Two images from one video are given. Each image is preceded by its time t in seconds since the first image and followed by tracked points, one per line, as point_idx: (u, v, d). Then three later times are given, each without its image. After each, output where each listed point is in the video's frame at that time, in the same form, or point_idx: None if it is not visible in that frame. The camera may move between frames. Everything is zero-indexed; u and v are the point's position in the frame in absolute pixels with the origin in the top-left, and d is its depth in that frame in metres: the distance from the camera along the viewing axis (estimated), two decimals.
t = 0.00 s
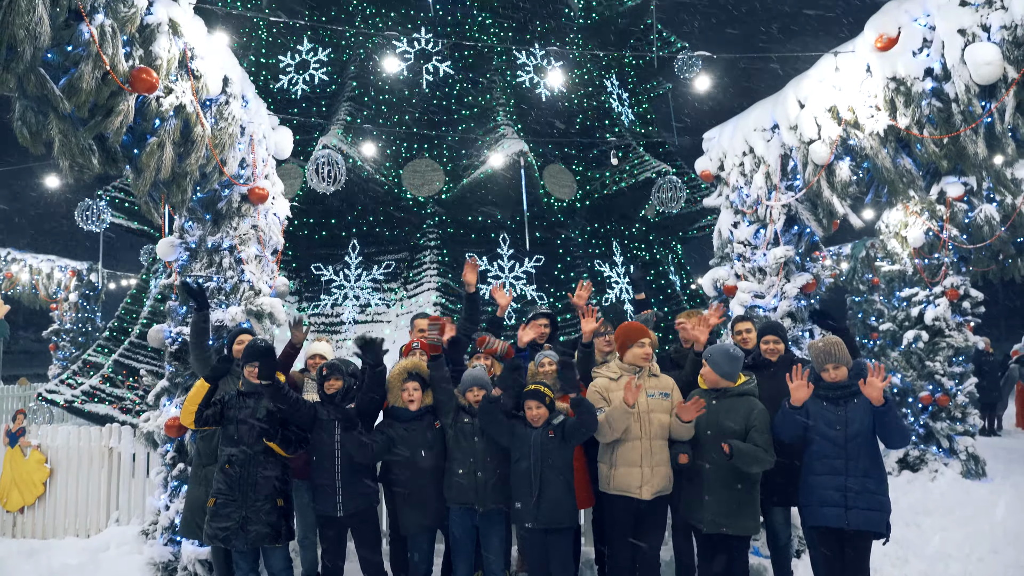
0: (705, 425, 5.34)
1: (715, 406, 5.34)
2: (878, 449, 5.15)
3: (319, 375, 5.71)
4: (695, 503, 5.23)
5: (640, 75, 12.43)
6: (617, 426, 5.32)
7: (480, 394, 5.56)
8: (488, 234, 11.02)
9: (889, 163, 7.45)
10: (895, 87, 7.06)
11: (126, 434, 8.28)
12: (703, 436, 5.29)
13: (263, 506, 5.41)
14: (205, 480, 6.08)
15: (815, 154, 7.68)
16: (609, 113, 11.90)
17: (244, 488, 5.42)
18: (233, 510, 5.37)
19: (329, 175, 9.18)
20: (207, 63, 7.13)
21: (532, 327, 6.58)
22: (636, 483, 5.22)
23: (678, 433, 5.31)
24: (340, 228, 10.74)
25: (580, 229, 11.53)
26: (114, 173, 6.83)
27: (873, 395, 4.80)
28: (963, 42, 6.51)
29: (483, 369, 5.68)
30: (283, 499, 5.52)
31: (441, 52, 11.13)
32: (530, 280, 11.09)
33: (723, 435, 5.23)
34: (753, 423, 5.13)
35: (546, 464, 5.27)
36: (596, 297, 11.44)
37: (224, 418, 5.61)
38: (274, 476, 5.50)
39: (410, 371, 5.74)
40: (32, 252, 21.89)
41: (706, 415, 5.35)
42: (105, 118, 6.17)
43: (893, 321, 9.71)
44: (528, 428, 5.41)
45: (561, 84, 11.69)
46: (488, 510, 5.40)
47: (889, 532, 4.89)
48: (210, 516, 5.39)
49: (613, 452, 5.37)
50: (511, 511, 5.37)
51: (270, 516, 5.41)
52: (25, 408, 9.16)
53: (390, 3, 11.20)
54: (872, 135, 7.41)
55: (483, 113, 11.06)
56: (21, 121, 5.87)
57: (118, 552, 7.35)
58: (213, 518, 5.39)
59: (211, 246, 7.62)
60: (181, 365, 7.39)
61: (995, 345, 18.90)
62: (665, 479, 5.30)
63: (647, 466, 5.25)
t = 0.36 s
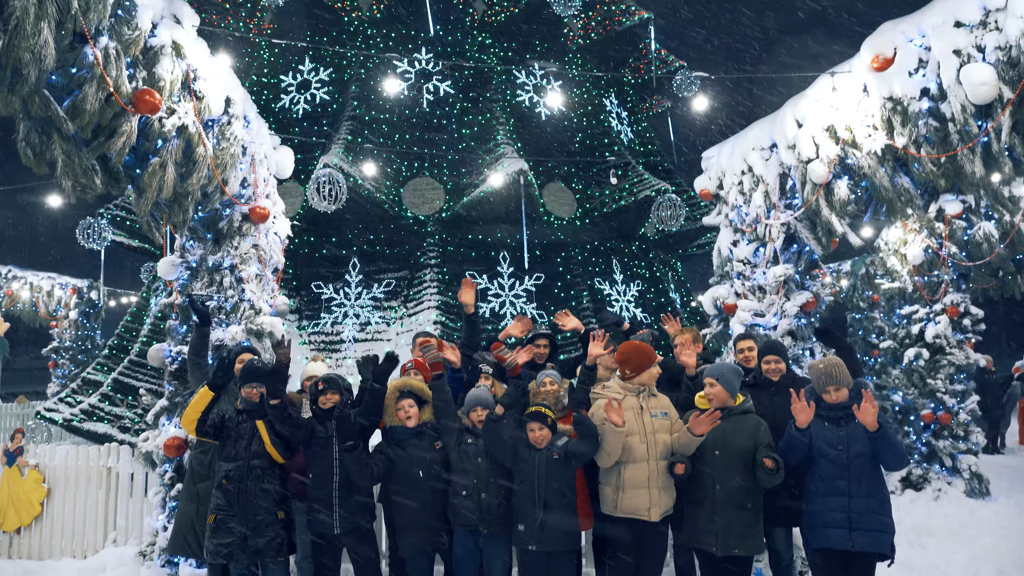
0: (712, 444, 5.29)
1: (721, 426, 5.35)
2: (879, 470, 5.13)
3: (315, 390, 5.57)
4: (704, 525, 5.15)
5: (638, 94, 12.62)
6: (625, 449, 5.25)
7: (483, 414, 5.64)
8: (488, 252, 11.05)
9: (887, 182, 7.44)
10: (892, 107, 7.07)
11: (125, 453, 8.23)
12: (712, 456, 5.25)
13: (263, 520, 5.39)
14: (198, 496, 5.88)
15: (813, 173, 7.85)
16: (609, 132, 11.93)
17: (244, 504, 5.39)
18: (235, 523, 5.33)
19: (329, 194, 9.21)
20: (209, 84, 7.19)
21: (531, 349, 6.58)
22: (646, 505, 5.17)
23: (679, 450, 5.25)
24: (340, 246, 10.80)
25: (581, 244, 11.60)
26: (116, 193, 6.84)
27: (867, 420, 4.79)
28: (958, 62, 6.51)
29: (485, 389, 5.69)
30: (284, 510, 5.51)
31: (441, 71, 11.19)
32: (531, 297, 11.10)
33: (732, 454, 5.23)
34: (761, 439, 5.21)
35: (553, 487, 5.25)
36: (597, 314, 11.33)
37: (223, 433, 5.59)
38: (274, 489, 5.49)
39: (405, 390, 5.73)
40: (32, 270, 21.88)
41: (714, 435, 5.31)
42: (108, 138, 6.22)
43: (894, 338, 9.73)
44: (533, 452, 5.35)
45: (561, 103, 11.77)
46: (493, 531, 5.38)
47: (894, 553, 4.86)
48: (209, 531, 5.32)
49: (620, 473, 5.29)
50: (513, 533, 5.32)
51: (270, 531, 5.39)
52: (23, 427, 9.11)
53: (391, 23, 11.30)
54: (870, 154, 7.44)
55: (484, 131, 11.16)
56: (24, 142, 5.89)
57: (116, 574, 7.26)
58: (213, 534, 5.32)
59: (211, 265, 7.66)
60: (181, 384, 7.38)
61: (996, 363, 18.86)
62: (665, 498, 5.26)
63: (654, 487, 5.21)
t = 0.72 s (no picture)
0: (720, 481, 5.20)
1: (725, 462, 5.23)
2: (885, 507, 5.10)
3: (319, 424, 5.48)
4: (717, 563, 5.08)
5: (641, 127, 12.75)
6: (619, 482, 5.24)
7: (488, 447, 5.59)
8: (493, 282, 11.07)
9: (889, 218, 7.51)
10: (893, 143, 7.15)
11: (126, 485, 8.15)
12: (721, 493, 5.16)
13: (264, 556, 5.35)
14: (192, 530, 5.85)
15: (815, 209, 7.99)
16: (611, 164, 12.12)
17: (244, 539, 5.35)
18: (233, 561, 5.29)
19: (334, 225, 9.27)
20: (219, 118, 7.29)
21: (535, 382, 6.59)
22: (636, 541, 5.08)
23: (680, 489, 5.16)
24: (344, 277, 10.80)
25: (584, 278, 11.53)
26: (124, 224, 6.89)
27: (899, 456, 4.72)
28: (957, 100, 6.52)
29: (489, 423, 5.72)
30: (283, 549, 5.47)
31: (446, 104, 11.34)
32: (534, 328, 11.11)
33: (740, 490, 5.15)
34: (766, 473, 5.17)
35: (557, 522, 5.21)
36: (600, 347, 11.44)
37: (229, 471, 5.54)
38: (274, 527, 5.44)
39: (411, 423, 5.63)
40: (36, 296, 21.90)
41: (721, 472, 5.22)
42: (119, 171, 6.31)
43: (899, 372, 9.70)
44: (536, 486, 5.31)
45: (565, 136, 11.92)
46: (497, 569, 5.34)
47: None
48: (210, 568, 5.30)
49: (613, 506, 5.25)
50: (518, 571, 5.26)
51: (270, 566, 5.35)
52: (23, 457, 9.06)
53: (397, 58, 11.57)
54: (871, 190, 7.53)
55: (488, 163, 11.20)
56: (36, 174, 5.91)
57: None
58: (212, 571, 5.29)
59: (216, 295, 7.70)
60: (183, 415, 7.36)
61: (1003, 396, 18.72)
62: (667, 538, 5.13)
63: (647, 524, 5.12)
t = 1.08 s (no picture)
0: (730, 521, 5.08)
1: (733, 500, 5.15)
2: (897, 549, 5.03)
3: (324, 459, 5.48)
4: None
5: (645, 161, 13.07)
6: (627, 522, 5.15)
7: (495, 486, 5.56)
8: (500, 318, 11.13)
9: (895, 254, 7.51)
10: (898, 180, 7.21)
11: (129, 522, 8.12)
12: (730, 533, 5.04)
13: None
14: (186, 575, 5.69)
15: (821, 245, 8.08)
16: (617, 200, 12.23)
17: None
18: None
19: (342, 260, 9.29)
20: (230, 157, 7.39)
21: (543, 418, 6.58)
22: None
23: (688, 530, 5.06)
24: (352, 311, 10.86)
25: (591, 314, 11.64)
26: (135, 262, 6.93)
27: (907, 496, 4.73)
28: (960, 138, 6.58)
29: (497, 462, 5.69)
30: None
31: (453, 141, 11.52)
32: (541, 364, 11.09)
33: (750, 530, 5.02)
34: (776, 511, 5.08)
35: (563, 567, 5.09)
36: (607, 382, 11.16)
37: (235, 510, 5.54)
38: (276, 567, 5.34)
39: (420, 461, 5.61)
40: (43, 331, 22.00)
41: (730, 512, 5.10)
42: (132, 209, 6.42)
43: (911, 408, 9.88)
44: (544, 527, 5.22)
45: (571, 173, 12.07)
46: None
47: None
48: None
49: (622, 547, 5.12)
50: None
51: None
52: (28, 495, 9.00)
53: (405, 96, 11.83)
54: (876, 227, 7.58)
55: (495, 202, 11.25)
56: (50, 214, 5.98)
57: None
58: None
59: (225, 331, 7.75)
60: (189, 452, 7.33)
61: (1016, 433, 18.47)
62: None
63: (657, 565, 5.00)
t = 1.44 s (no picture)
0: (735, 564, 4.97)
1: (739, 543, 5.06)
2: None
3: (319, 501, 5.42)
4: None
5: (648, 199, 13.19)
6: (631, 566, 5.04)
7: (496, 526, 5.49)
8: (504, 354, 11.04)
9: (900, 292, 7.50)
10: (901, 220, 7.26)
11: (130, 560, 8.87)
12: None
13: None
14: None
15: (827, 282, 8.15)
16: (621, 237, 12.28)
17: None
18: None
19: (348, 296, 9.28)
20: (240, 195, 7.48)
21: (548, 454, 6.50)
22: None
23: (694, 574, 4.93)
24: (355, 347, 10.84)
25: (595, 349, 11.64)
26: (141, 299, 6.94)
27: (920, 537, 4.60)
28: (961, 178, 6.64)
29: (499, 501, 5.58)
30: None
31: (459, 178, 11.55)
32: (545, 401, 11.00)
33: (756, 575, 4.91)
34: (782, 553, 4.97)
35: None
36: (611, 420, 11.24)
37: (228, 549, 5.32)
38: None
39: (422, 501, 5.48)
40: (47, 364, 22.02)
41: (734, 555, 5.00)
42: (140, 248, 6.47)
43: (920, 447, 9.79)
44: (553, 568, 5.07)
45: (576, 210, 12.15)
46: None
47: None
48: None
49: None
50: None
51: None
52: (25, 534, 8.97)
53: (412, 134, 11.98)
54: (880, 265, 7.60)
55: (499, 235, 11.36)
56: (60, 250, 6.01)
57: None
58: None
59: (229, 368, 7.75)
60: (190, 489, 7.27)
61: None
62: None
63: None
